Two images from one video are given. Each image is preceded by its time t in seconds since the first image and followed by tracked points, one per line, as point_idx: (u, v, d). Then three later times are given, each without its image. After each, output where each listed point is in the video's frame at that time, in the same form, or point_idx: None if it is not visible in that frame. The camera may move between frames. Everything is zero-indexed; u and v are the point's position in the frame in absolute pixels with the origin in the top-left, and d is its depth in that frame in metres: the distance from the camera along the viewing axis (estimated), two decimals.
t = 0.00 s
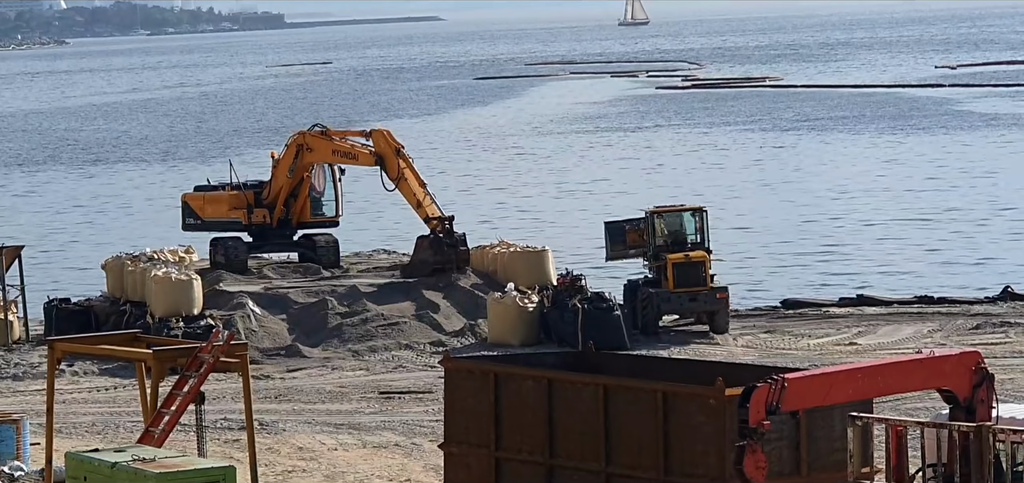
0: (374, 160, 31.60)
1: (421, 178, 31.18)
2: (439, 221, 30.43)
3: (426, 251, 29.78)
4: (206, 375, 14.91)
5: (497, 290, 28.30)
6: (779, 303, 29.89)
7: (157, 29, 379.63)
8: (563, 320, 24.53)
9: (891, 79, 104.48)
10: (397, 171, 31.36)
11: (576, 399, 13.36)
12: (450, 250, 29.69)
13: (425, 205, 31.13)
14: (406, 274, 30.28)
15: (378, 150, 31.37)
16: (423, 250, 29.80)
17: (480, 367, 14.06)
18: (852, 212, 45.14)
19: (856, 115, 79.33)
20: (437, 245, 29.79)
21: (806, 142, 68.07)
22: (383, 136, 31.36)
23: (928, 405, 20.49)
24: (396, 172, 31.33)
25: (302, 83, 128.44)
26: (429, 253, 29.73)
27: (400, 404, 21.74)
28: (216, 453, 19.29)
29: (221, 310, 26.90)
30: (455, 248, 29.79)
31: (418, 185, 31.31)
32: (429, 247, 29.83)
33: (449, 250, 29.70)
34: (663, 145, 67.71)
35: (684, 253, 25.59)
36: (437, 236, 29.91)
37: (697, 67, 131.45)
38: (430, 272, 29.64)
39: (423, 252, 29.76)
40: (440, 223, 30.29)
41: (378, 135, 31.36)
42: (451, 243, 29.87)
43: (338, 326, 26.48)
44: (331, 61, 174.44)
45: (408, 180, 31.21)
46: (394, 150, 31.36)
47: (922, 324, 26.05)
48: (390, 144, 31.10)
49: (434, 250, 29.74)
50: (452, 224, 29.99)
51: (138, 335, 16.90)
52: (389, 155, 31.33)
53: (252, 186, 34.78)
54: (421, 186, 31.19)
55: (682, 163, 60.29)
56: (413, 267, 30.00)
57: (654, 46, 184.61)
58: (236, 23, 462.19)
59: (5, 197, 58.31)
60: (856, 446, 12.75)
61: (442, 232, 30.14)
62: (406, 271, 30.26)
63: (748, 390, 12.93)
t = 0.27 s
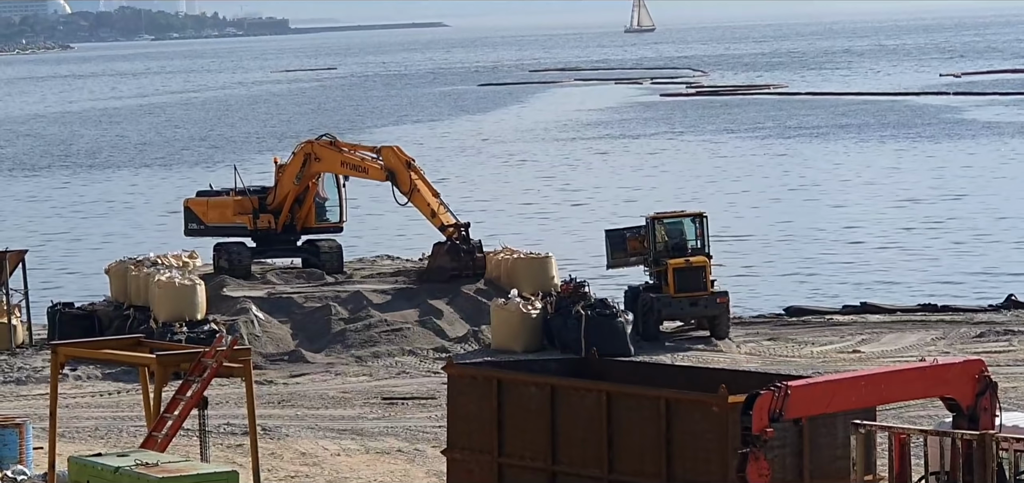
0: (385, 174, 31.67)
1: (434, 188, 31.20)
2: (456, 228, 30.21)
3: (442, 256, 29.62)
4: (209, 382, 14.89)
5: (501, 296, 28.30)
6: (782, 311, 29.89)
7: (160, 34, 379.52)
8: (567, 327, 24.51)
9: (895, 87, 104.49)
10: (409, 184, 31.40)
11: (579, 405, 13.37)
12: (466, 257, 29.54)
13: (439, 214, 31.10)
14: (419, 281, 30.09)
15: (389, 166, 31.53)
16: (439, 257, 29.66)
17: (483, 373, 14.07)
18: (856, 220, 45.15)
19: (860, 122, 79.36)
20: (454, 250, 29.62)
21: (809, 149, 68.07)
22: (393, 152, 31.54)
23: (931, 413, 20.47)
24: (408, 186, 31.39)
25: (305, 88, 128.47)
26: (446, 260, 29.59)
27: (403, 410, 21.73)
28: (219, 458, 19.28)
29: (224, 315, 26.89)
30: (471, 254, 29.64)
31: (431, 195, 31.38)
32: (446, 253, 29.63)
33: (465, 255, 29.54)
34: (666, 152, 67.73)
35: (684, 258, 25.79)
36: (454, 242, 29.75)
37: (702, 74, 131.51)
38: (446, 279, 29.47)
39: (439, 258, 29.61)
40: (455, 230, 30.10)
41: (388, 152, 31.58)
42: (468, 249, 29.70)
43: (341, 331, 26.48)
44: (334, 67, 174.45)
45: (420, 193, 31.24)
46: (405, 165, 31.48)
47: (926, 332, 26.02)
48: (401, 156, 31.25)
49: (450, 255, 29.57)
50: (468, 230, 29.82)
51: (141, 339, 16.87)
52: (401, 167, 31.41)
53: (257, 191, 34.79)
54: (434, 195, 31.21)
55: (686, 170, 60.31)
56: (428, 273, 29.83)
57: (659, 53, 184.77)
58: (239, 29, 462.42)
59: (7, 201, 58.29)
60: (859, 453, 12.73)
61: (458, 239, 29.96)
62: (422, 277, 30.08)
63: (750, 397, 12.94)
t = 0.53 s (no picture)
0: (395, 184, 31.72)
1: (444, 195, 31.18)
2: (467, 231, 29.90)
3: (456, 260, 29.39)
4: (213, 380, 14.95)
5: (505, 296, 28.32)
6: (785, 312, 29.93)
7: (164, 34, 379.67)
8: (570, 328, 24.55)
9: (899, 88, 104.53)
10: (418, 193, 31.44)
11: (582, 406, 13.37)
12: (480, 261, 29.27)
13: (451, 220, 31.10)
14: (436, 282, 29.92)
15: (398, 176, 31.59)
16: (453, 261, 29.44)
17: (487, 373, 14.07)
18: (859, 221, 45.18)
19: (863, 123, 79.39)
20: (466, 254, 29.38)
21: (813, 150, 68.08)
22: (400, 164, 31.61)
23: (935, 414, 20.46)
24: (418, 194, 31.42)
25: (309, 89, 128.53)
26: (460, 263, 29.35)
27: (407, 410, 21.74)
28: (222, 458, 19.29)
29: (228, 315, 26.89)
30: (484, 258, 29.38)
31: (441, 202, 31.33)
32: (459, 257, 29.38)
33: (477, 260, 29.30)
34: (669, 152, 67.76)
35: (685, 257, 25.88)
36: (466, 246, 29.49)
37: (706, 75, 131.53)
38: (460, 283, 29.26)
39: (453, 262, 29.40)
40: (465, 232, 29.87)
41: (397, 163, 31.68)
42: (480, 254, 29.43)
43: (345, 331, 26.50)
44: (337, 67, 174.42)
45: (431, 201, 31.26)
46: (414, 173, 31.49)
47: (930, 333, 26.02)
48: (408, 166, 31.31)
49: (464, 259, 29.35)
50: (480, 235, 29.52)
51: (144, 339, 16.88)
52: (409, 176, 31.43)
53: (261, 192, 34.79)
54: (444, 201, 31.19)
55: (690, 171, 60.34)
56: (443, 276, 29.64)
57: (663, 54, 184.82)
58: (242, 29, 462.83)
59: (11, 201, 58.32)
60: (862, 455, 12.75)
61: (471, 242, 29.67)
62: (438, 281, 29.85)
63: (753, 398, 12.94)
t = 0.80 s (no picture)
0: (397, 184, 31.53)
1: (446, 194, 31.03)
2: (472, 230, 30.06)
3: (459, 257, 29.21)
4: (215, 378, 14.91)
5: (506, 294, 28.34)
6: (786, 310, 29.95)
7: (164, 32, 379.63)
8: (572, 325, 24.56)
9: (899, 87, 104.52)
10: (420, 192, 31.24)
11: (584, 404, 13.36)
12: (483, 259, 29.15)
13: (453, 219, 30.91)
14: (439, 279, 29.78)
15: (398, 175, 31.40)
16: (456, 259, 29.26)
17: (488, 372, 14.07)
18: (861, 219, 45.19)
19: (864, 122, 79.38)
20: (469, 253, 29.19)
21: (814, 149, 68.07)
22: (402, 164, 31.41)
23: (936, 412, 20.47)
24: (420, 194, 31.24)
25: (310, 87, 128.50)
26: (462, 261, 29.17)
27: (408, 408, 21.74)
28: (223, 456, 19.29)
29: (229, 313, 26.88)
30: (487, 257, 29.27)
31: (444, 202, 31.20)
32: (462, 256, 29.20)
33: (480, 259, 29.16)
34: (670, 151, 67.75)
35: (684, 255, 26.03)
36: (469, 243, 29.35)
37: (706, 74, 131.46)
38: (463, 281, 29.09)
39: (456, 259, 29.20)
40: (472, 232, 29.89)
41: (399, 163, 31.47)
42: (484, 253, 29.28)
43: (346, 329, 26.52)
44: (338, 65, 174.30)
45: (432, 200, 31.07)
46: (415, 172, 31.31)
47: (931, 331, 26.03)
48: (410, 166, 31.12)
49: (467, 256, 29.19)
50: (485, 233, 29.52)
51: (146, 336, 16.87)
52: (412, 177, 31.25)
53: (262, 191, 34.81)
54: (447, 201, 31.03)
55: (691, 169, 60.35)
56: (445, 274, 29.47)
57: (663, 52, 184.71)
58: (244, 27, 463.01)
59: (12, 199, 58.30)
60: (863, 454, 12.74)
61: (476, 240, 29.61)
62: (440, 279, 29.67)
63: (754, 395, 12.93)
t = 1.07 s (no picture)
0: (395, 177, 31.96)
1: (442, 187, 31.61)
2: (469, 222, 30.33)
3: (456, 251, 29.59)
4: (217, 376, 14.92)
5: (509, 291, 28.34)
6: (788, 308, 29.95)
7: (167, 29, 379.68)
8: (574, 322, 24.54)
9: (902, 84, 104.43)
10: (418, 186, 31.74)
11: (586, 401, 13.36)
12: (479, 253, 29.61)
13: (451, 211, 31.44)
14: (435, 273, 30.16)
15: (397, 170, 31.90)
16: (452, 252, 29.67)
17: (490, 368, 14.06)
18: (863, 217, 45.17)
19: (867, 119, 79.36)
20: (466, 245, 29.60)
21: (817, 146, 68.02)
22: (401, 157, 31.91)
23: (938, 409, 20.45)
24: (417, 187, 31.73)
25: (312, 84, 128.49)
26: (459, 255, 29.58)
27: (410, 405, 21.74)
28: (225, 453, 19.29)
29: (231, 310, 26.88)
30: (483, 250, 29.69)
31: (441, 195, 31.72)
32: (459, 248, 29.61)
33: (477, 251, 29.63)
34: (672, 148, 67.73)
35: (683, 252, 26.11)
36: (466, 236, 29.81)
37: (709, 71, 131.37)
38: (459, 274, 29.53)
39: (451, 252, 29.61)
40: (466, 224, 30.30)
41: (397, 157, 31.96)
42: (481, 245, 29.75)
43: (348, 326, 26.52)
44: (341, 62, 174.32)
45: (429, 193, 31.61)
46: (413, 167, 31.82)
47: (933, 328, 26.03)
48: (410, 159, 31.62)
49: (463, 250, 29.62)
50: (482, 225, 29.92)
51: (147, 333, 16.91)
52: (410, 170, 31.73)
53: (263, 187, 34.80)
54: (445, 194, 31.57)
55: (693, 166, 60.34)
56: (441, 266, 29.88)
57: (666, 49, 184.59)
58: (246, 23, 462.90)
59: (15, 195, 58.32)
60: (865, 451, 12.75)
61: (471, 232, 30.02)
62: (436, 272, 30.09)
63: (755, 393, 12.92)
